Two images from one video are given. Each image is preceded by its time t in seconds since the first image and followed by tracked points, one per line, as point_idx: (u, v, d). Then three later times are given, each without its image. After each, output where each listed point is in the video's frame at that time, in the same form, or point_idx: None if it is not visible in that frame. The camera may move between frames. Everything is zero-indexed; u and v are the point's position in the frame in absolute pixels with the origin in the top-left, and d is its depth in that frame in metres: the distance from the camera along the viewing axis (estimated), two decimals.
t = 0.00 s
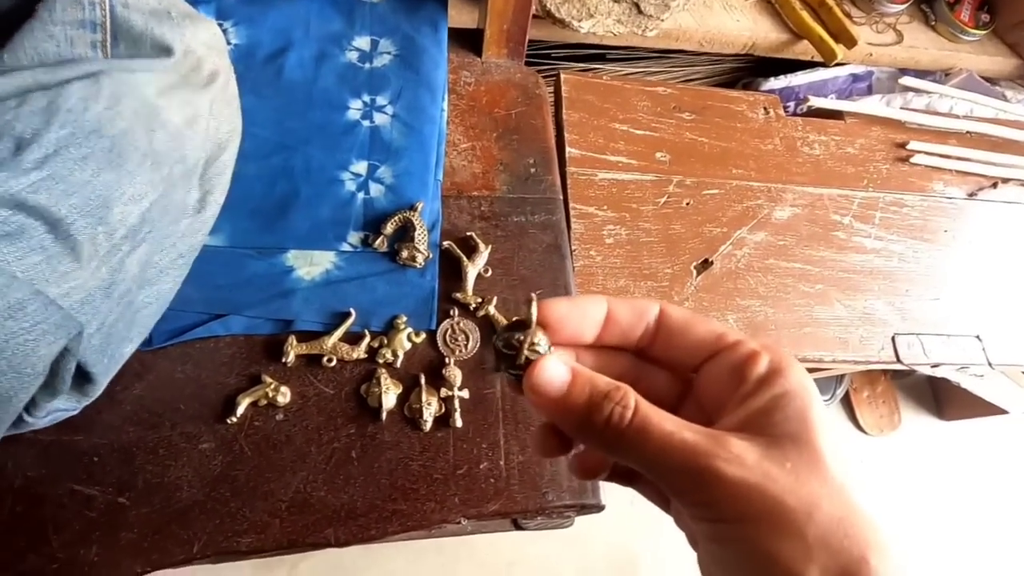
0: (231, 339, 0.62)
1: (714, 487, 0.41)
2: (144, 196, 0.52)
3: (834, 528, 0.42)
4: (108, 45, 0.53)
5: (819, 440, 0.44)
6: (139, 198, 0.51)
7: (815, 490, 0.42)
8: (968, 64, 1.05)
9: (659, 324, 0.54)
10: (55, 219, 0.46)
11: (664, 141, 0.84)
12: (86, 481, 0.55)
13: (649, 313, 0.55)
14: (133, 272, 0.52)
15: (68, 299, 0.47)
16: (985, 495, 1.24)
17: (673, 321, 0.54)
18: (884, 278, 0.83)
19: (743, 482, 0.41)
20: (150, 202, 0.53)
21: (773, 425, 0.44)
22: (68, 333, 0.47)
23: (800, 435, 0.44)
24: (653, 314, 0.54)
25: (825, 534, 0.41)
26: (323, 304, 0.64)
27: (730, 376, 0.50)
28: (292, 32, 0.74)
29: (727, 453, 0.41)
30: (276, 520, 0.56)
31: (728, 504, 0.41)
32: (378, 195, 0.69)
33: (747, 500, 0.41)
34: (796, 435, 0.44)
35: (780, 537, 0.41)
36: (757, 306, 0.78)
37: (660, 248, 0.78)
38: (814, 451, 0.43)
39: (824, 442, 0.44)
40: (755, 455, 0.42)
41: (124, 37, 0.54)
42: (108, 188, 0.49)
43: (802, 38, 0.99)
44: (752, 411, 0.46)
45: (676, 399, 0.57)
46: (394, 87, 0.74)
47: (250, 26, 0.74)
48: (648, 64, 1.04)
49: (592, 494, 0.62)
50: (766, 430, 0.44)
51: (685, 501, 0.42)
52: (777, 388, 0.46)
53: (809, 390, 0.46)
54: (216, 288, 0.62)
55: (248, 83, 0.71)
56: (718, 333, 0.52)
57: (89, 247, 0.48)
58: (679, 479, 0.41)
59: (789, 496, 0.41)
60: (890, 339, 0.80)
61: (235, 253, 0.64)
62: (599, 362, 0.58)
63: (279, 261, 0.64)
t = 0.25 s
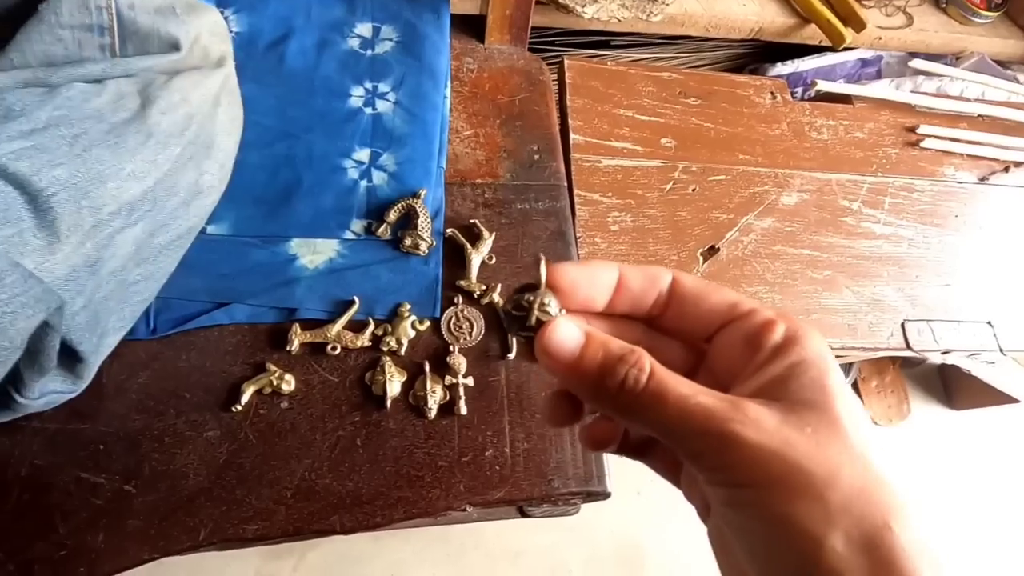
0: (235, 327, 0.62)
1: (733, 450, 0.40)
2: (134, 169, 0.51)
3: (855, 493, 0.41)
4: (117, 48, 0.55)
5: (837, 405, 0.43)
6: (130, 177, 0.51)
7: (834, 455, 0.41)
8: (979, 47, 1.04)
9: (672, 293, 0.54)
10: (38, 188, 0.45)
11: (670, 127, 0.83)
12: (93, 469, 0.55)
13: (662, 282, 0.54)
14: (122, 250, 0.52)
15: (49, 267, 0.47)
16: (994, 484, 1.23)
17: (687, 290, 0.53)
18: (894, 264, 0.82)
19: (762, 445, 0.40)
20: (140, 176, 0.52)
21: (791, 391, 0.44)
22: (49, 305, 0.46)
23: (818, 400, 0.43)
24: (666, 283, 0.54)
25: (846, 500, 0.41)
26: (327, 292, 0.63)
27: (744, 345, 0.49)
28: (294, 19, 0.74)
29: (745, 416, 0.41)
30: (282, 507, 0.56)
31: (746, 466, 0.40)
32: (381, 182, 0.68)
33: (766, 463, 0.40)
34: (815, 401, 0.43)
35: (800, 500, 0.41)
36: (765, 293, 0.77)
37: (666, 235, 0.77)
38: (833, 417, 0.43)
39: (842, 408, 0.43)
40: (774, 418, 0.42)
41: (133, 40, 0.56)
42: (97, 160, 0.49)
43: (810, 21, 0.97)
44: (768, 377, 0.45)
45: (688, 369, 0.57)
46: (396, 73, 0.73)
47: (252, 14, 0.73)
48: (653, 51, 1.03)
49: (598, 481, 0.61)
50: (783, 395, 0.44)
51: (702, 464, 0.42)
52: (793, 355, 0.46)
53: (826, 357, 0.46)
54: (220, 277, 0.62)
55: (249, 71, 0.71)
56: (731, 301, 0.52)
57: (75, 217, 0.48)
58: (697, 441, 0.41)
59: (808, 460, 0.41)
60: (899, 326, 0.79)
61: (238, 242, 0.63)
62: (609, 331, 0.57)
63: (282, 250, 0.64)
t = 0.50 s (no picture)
0: (231, 324, 0.62)
1: (736, 394, 0.39)
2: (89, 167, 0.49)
3: (865, 438, 0.40)
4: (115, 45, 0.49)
5: (840, 350, 0.43)
6: (96, 171, 0.49)
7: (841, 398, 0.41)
8: (982, 39, 1.03)
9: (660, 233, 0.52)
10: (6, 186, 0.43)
11: (669, 121, 0.83)
12: (89, 465, 0.55)
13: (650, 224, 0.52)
14: (97, 242, 0.51)
15: (5, 266, 0.45)
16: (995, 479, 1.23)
17: (676, 232, 0.51)
18: (895, 258, 0.81)
19: (768, 388, 0.40)
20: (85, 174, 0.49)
21: (793, 337, 0.43)
22: None
23: (821, 345, 0.43)
24: (654, 224, 0.52)
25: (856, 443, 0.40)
26: (323, 288, 0.63)
27: (737, 291, 0.48)
28: (290, 14, 0.73)
29: (750, 359, 0.40)
30: (278, 504, 0.56)
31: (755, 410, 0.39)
32: (377, 177, 0.68)
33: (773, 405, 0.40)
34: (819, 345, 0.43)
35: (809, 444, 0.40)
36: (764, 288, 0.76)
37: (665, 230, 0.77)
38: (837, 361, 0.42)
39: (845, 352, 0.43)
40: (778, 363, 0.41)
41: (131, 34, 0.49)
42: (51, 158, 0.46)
43: (811, 14, 0.96)
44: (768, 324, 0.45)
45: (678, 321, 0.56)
46: (392, 68, 0.73)
47: (247, 9, 0.73)
48: (652, 45, 1.02)
49: (596, 477, 0.61)
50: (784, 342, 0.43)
51: (706, 412, 0.41)
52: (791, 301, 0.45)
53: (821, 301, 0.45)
54: (216, 273, 0.62)
55: (245, 66, 0.70)
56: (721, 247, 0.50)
57: (42, 220, 0.46)
58: (702, 384, 0.40)
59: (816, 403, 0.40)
60: (901, 321, 0.78)
61: (234, 238, 0.63)
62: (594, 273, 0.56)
63: (278, 246, 0.64)
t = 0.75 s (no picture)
0: (232, 322, 0.62)
1: (735, 392, 0.39)
2: (76, 160, 0.48)
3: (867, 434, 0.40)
4: (134, 64, 0.57)
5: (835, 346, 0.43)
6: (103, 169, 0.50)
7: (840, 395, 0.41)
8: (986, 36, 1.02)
9: (655, 233, 0.52)
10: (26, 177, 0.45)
11: (670, 119, 0.82)
12: (89, 464, 0.55)
13: (647, 223, 0.52)
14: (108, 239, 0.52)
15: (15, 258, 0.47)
16: (997, 478, 1.23)
17: (671, 232, 0.52)
18: (897, 256, 0.81)
19: (767, 386, 0.40)
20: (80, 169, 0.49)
21: (788, 336, 0.44)
22: None
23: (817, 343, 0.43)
24: (650, 224, 0.52)
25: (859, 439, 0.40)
26: (324, 287, 0.63)
27: (730, 291, 0.49)
28: (290, 12, 0.73)
29: (748, 357, 0.41)
30: (279, 503, 0.56)
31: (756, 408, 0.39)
32: (377, 176, 0.68)
33: (774, 403, 0.40)
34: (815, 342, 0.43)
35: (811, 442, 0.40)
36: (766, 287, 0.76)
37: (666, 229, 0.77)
38: (834, 358, 0.42)
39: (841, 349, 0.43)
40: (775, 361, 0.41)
41: (149, 55, 0.58)
42: (34, 156, 0.46)
43: (814, 11, 0.96)
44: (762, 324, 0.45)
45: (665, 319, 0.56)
46: (393, 66, 0.73)
47: (247, 7, 0.73)
48: (654, 43, 1.02)
49: (597, 476, 0.61)
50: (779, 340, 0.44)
51: (707, 411, 0.41)
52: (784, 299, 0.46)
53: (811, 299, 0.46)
54: (217, 272, 0.62)
55: (245, 64, 0.70)
56: (715, 247, 0.51)
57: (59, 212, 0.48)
58: (701, 384, 0.40)
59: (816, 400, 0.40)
60: (904, 319, 0.78)
61: (234, 236, 0.63)
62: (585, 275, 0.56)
63: (279, 244, 0.64)
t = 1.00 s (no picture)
0: (230, 324, 0.62)
1: (742, 382, 0.39)
2: (75, 179, 0.49)
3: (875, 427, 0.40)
4: (132, 69, 0.58)
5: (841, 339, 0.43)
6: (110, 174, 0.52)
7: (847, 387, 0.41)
8: (987, 35, 1.02)
9: (662, 223, 0.52)
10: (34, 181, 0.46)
11: (670, 119, 0.82)
12: (88, 466, 0.55)
13: (653, 211, 0.52)
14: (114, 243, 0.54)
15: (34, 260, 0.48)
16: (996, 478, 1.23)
17: (676, 221, 0.52)
18: (897, 257, 0.80)
19: (776, 377, 0.40)
20: (79, 189, 0.49)
21: (794, 329, 0.44)
22: None
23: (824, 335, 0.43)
24: (656, 212, 0.52)
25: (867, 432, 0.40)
26: (322, 288, 0.63)
27: (735, 282, 0.49)
28: (289, 12, 0.73)
29: (756, 348, 0.41)
30: (277, 505, 0.56)
31: (765, 398, 0.39)
32: (376, 177, 0.67)
33: (783, 394, 0.39)
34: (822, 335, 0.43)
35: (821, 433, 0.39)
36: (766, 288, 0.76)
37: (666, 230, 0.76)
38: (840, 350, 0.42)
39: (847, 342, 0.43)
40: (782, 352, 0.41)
41: (146, 59, 0.59)
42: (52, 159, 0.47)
43: (814, 12, 0.96)
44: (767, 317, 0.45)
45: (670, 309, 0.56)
46: (392, 67, 0.72)
47: (246, 8, 0.72)
48: (654, 43, 1.01)
49: (596, 478, 0.61)
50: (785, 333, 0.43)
51: (714, 402, 0.41)
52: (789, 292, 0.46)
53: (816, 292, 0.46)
54: (216, 273, 0.62)
55: (244, 65, 0.70)
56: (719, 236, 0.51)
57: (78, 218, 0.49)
58: (709, 375, 0.40)
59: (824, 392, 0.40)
60: (904, 320, 0.78)
61: (233, 238, 0.63)
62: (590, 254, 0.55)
63: (277, 246, 0.64)
